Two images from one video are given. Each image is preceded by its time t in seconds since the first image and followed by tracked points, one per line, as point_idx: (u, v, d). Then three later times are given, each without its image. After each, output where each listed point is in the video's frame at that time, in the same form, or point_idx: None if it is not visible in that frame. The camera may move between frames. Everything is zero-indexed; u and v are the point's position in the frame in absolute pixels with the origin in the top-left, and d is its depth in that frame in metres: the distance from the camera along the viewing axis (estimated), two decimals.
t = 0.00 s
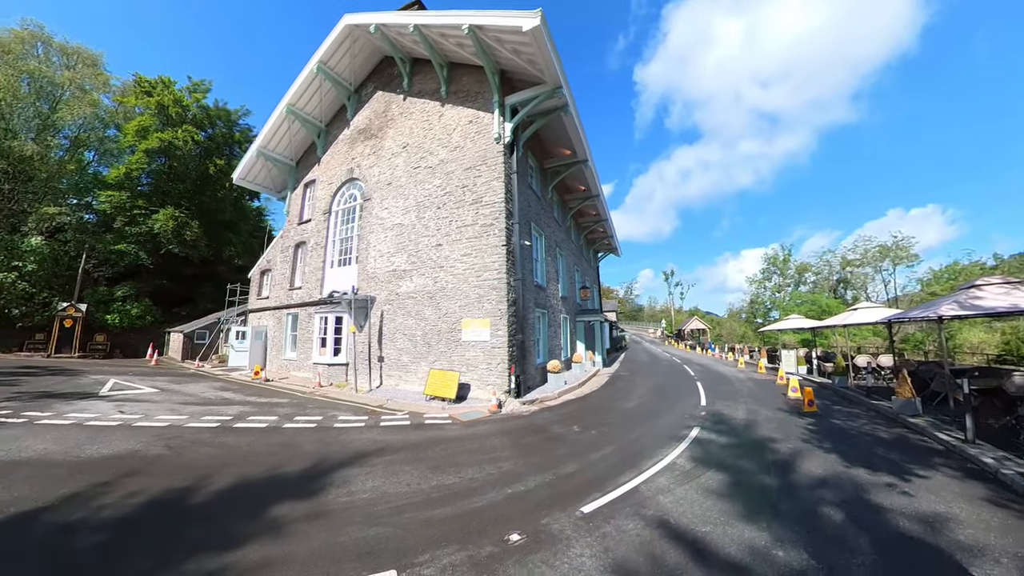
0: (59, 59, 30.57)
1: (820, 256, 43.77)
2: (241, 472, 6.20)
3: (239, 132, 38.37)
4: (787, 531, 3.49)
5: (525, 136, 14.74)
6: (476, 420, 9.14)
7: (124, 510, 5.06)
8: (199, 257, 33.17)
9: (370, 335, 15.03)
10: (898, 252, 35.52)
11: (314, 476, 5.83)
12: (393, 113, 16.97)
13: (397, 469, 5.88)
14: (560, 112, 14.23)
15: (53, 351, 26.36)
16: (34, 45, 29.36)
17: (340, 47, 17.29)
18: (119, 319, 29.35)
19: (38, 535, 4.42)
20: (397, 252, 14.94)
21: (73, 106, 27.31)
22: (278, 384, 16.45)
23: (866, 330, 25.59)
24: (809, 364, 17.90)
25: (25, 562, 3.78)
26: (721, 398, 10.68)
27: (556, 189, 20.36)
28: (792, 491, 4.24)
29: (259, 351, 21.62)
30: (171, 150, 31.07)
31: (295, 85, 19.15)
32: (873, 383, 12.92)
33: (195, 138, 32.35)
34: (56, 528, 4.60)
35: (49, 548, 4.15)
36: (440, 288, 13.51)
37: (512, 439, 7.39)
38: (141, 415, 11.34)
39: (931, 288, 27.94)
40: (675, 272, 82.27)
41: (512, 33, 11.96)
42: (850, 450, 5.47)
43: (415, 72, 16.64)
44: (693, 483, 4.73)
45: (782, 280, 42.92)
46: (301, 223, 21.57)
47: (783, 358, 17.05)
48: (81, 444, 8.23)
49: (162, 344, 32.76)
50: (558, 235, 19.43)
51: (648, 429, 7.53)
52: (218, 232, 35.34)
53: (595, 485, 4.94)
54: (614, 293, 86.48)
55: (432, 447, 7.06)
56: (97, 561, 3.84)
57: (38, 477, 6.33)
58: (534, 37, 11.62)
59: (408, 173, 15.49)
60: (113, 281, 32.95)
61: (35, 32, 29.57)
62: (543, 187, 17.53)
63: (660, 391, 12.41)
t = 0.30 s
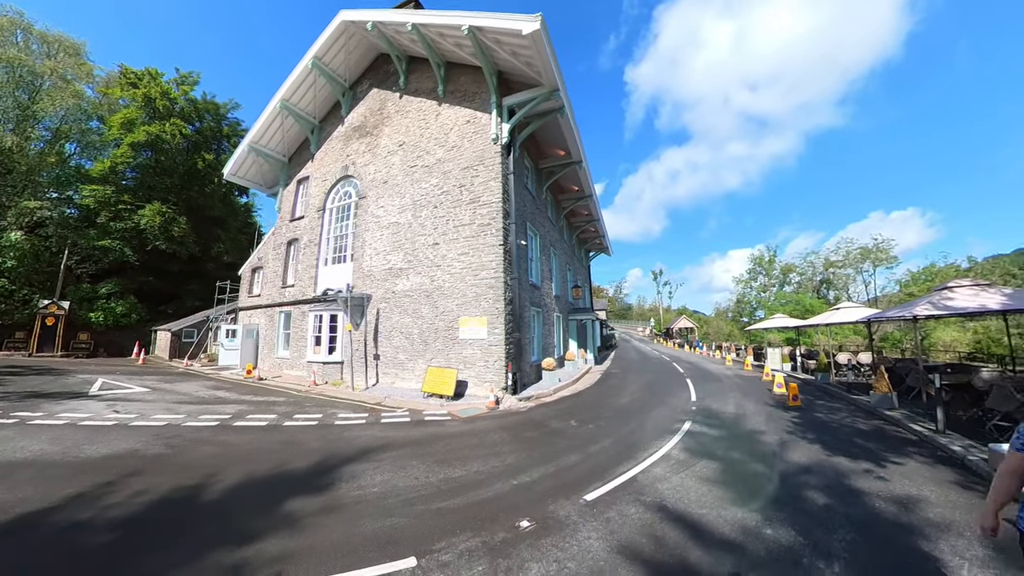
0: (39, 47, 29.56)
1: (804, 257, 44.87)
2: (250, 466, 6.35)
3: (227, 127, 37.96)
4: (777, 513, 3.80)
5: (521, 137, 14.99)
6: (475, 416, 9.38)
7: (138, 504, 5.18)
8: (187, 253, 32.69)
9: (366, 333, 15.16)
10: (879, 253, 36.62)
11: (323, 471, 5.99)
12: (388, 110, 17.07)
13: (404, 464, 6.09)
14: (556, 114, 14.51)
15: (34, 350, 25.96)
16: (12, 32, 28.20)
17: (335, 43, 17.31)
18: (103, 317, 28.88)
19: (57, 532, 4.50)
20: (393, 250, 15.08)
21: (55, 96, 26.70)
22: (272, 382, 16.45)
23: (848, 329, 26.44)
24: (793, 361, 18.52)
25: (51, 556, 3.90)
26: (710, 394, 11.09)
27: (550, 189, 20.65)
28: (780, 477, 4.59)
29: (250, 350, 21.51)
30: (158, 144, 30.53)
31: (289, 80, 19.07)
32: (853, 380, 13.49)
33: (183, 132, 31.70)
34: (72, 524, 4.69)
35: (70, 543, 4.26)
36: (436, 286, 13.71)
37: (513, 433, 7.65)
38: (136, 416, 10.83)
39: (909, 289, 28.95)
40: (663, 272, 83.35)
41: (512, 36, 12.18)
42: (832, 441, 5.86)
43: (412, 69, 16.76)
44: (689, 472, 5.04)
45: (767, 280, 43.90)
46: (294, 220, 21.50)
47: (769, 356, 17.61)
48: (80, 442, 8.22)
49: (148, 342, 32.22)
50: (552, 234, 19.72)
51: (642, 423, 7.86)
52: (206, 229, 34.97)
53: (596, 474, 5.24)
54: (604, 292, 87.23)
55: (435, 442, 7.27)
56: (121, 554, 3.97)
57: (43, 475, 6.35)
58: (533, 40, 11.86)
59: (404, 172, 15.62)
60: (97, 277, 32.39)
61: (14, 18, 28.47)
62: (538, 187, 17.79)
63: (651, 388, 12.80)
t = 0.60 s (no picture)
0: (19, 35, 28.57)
1: (789, 259, 46.03)
2: (260, 461, 6.56)
3: (216, 120, 37.62)
4: (762, 497, 4.17)
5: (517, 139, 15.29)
6: (473, 412, 9.69)
7: (154, 498, 5.34)
8: (176, 250, 32.26)
9: (362, 331, 15.33)
10: (860, 255, 37.78)
11: (333, 465, 6.21)
12: (385, 109, 17.22)
13: (411, 458, 6.35)
14: (552, 117, 14.84)
15: (15, 348, 25.48)
16: None
17: (331, 40, 17.35)
18: (87, 314, 28.26)
19: (79, 526, 4.64)
20: (390, 249, 15.27)
21: (37, 86, 26.13)
22: (266, 380, 16.53)
23: (830, 329, 27.34)
24: (777, 359, 19.21)
25: (79, 551, 4.02)
26: (698, 390, 11.57)
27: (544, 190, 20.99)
28: (764, 465, 4.97)
29: (242, 348, 21.42)
30: (146, 137, 30.13)
31: (284, 76, 19.06)
32: (833, 377, 14.11)
33: (172, 125, 31.34)
34: (92, 518, 4.83)
35: (95, 536, 4.42)
36: (433, 285, 13.97)
37: (512, 428, 7.97)
38: (135, 411, 11.07)
39: (887, 290, 30.01)
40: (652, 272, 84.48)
41: (511, 40, 12.45)
42: (811, 432, 6.30)
43: (408, 69, 16.94)
44: (681, 461, 5.40)
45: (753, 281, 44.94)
46: (287, 217, 21.48)
47: (754, 354, 18.22)
48: (82, 440, 8.24)
49: (135, 341, 31.67)
50: (545, 235, 20.08)
51: (634, 418, 8.24)
52: (195, 224, 34.69)
53: (595, 465, 5.57)
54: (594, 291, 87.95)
55: (438, 437, 7.55)
56: (148, 546, 4.14)
57: (52, 472, 6.43)
58: (533, 45, 12.13)
59: (401, 171, 15.80)
60: (81, 274, 31.84)
61: None
62: (532, 188, 18.10)
63: (642, 385, 13.24)
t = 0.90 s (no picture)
0: None
1: (773, 260, 47.13)
2: (270, 456, 6.78)
3: (205, 115, 37.25)
4: (744, 478, 4.62)
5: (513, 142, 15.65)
6: (472, 408, 10.06)
7: (172, 491, 5.55)
8: (164, 246, 31.89)
9: (359, 329, 15.55)
10: (840, 257, 38.95)
11: (343, 459, 6.47)
12: (381, 109, 17.43)
13: (417, 450, 6.67)
14: (547, 121, 15.24)
15: None
16: None
17: (328, 38, 17.46)
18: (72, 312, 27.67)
19: (103, 517, 4.83)
20: (387, 248, 15.52)
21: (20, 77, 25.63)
22: (262, 378, 16.64)
23: (811, 328, 28.27)
24: (760, 357, 19.92)
25: (110, 542, 4.18)
26: (685, 386, 12.09)
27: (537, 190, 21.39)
28: (747, 453, 5.40)
29: (235, 347, 21.39)
30: (134, 131, 29.71)
31: (279, 73, 19.09)
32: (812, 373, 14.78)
33: (160, 119, 30.98)
34: (115, 510, 5.02)
35: (122, 526, 4.62)
36: (430, 284, 14.28)
37: (511, 422, 8.33)
38: (135, 409, 10.92)
39: (866, 291, 31.04)
40: (640, 272, 85.59)
41: (509, 45, 12.79)
42: (790, 423, 6.80)
43: (405, 69, 17.16)
44: (671, 450, 5.83)
45: (738, 281, 45.94)
46: (280, 215, 21.49)
47: (738, 352, 18.89)
48: (86, 436, 8.33)
49: (121, 339, 31.16)
50: (538, 235, 20.48)
51: (626, 411, 8.68)
52: (185, 221, 34.43)
53: (591, 454, 5.97)
54: (583, 290, 88.69)
55: (440, 431, 7.87)
56: (177, 535, 4.37)
57: (65, 467, 6.56)
58: (531, 51, 12.47)
59: (398, 171, 16.04)
60: (66, 270, 31.25)
61: None
62: (526, 189, 18.49)
63: (632, 381, 13.74)
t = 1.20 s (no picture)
0: None
1: (758, 260, 48.26)
2: (280, 450, 7.06)
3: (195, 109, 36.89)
4: (726, 463, 5.11)
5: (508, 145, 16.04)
6: (470, 403, 10.45)
7: (191, 483, 5.81)
8: (154, 243, 31.61)
9: (356, 327, 15.82)
10: (823, 259, 40.11)
11: (352, 452, 6.80)
12: (378, 108, 17.65)
13: (422, 443, 7.04)
14: (542, 125, 15.66)
15: None
16: None
17: (325, 36, 17.60)
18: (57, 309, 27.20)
19: (127, 508, 5.07)
20: (384, 247, 15.80)
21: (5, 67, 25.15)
22: (258, 376, 16.80)
23: (793, 327, 29.23)
24: (744, 355, 20.68)
25: (143, 531, 4.45)
26: (673, 382, 12.65)
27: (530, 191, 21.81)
28: (730, 442, 5.90)
29: (229, 345, 21.40)
30: (122, 125, 29.23)
31: (274, 70, 19.10)
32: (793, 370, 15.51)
33: (149, 113, 30.64)
34: (138, 501, 5.27)
35: (149, 515, 4.88)
36: (428, 283, 14.63)
37: (508, 416, 8.74)
38: (136, 409, 10.85)
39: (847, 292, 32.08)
40: (629, 271, 86.61)
41: (507, 51, 13.17)
42: (769, 415, 7.35)
43: (403, 69, 17.39)
44: (660, 439, 6.31)
45: (725, 281, 46.99)
46: (274, 213, 21.54)
47: (723, 350, 19.61)
48: (93, 434, 8.46)
49: (109, 337, 30.77)
50: (531, 235, 20.93)
51: (618, 405, 9.16)
52: (174, 217, 34.14)
53: (587, 444, 6.42)
54: (574, 288, 89.38)
55: (443, 425, 8.24)
56: (204, 521, 4.65)
57: (78, 463, 6.73)
58: (528, 58, 12.85)
59: (395, 171, 16.32)
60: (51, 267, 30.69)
61: None
62: (520, 190, 18.91)
63: (623, 378, 14.27)
